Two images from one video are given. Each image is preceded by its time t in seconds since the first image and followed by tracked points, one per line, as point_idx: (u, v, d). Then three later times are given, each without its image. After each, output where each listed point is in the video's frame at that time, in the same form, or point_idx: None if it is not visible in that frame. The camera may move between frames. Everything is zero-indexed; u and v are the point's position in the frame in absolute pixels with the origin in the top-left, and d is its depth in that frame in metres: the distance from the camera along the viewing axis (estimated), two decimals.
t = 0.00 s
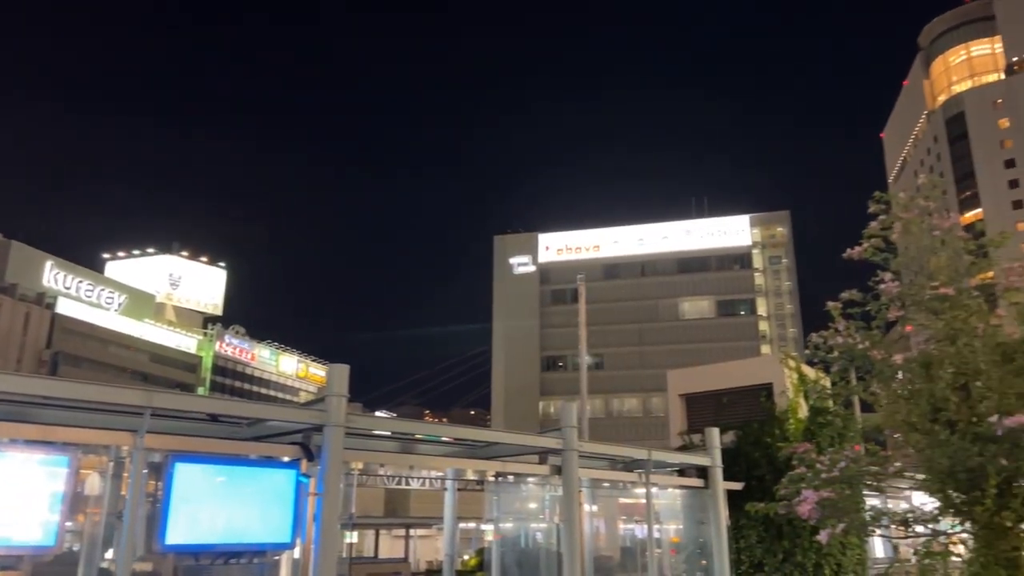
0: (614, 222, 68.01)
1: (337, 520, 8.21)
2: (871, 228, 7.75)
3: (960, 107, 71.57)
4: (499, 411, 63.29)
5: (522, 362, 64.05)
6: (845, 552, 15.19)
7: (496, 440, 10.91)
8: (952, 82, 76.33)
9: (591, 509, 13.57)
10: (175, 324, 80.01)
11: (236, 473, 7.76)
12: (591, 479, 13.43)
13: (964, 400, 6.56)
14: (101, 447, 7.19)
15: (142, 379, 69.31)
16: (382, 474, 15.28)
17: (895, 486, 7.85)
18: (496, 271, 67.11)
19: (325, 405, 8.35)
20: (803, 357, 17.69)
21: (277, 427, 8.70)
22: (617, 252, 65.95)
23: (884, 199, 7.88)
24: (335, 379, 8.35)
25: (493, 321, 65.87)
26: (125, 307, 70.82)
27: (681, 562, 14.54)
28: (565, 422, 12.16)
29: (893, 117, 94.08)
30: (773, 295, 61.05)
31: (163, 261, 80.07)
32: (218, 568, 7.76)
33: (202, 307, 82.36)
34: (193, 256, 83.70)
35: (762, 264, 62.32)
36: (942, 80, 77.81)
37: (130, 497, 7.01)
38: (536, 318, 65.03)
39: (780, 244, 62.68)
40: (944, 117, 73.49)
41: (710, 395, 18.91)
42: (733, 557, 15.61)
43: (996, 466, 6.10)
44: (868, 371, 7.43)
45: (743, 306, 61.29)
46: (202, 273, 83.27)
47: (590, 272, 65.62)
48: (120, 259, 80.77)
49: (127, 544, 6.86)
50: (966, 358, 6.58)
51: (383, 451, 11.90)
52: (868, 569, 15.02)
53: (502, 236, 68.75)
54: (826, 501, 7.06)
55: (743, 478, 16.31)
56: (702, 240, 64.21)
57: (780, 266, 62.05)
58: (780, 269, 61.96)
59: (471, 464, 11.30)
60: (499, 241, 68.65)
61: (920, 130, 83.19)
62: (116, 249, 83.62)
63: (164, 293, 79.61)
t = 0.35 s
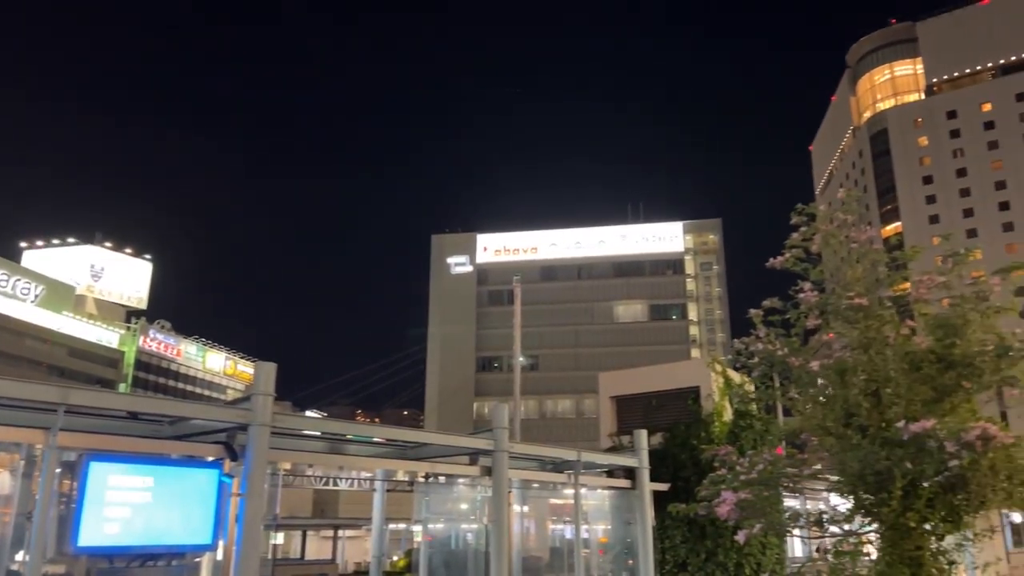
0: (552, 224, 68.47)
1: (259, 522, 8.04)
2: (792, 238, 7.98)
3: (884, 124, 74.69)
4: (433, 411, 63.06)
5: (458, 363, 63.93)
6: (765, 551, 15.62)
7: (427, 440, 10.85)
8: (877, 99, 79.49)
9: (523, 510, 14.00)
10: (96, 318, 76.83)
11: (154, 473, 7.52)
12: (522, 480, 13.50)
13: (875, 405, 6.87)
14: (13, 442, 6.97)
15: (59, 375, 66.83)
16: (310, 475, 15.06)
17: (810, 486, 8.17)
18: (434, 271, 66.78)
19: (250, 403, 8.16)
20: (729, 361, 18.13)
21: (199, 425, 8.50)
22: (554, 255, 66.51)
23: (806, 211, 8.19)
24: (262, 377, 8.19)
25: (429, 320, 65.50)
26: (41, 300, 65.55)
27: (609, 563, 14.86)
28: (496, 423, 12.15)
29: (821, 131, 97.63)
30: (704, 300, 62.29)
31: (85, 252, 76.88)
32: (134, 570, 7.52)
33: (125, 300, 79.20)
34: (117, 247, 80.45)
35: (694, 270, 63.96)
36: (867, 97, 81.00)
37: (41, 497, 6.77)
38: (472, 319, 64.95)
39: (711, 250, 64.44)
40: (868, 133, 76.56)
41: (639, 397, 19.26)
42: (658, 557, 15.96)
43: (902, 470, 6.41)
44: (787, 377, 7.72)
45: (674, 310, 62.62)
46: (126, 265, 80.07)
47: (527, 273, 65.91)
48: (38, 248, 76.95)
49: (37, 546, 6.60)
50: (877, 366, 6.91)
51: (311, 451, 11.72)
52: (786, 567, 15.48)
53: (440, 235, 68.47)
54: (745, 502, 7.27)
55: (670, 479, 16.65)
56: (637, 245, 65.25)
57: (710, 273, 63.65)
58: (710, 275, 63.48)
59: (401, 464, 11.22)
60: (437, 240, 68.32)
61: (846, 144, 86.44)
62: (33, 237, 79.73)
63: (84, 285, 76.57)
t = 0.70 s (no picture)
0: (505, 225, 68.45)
1: (195, 523, 7.86)
2: (733, 246, 8.19)
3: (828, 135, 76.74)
4: (380, 411, 62.57)
5: (406, 362, 63.49)
6: (704, 551, 15.90)
7: (370, 441, 10.75)
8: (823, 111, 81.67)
9: (472, 510, 14.70)
10: (29, 312, 73.91)
11: (87, 473, 7.29)
12: (467, 480, 13.41)
13: (808, 409, 7.06)
14: None
15: None
16: (252, 475, 14.80)
17: (747, 488, 8.35)
18: (384, 269, 66.12)
19: (188, 402, 7.98)
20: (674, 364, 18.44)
21: (133, 424, 8.30)
22: (505, 256, 66.55)
23: (747, 219, 8.37)
24: (201, 375, 8.02)
25: (378, 319, 64.87)
26: None
27: (550, 562, 15.40)
28: (442, 423, 12.09)
29: (768, 140, 99.96)
30: (652, 304, 63.72)
31: (20, 243, 73.19)
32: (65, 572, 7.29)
33: (62, 294, 75.95)
34: (53, 239, 77.39)
35: (643, 274, 65.02)
36: (813, 108, 83.12)
37: None
38: (422, 318, 64.59)
39: (660, 254, 65.85)
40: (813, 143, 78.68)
41: (585, 399, 19.43)
42: (600, 556, 16.11)
43: (832, 472, 6.60)
44: (725, 381, 7.87)
45: (624, 313, 63.20)
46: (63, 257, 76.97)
47: (477, 273, 65.81)
48: None
49: None
50: (811, 371, 7.10)
51: (252, 451, 11.52)
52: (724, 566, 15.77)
53: (391, 233, 67.80)
54: (681, 502, 7.44)
55: (613, 480, 16.88)
56: (588, 247, 65.71)
57: (659, 276, 64.80)
58: (659, 278, 64.64)
59: (345, 465, 11.11)
60: (387, 238, 67.65)
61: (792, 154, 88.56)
62: None
63: (19, 277, 72.89)
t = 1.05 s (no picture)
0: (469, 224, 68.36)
1: (144, 522, 7.72)
2: (688, 249, 8.29)
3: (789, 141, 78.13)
4: (340, 410, 61.96)
5: (368, 361, 63.00)
6: (660, 551, 16.04)
7: (327, 441, 10.65)
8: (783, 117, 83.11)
9: (430, 510, 14.74)
10: None
11: (32, 471, 7.11)
12: (424, 480, 13.35)
13: (757, 411, 7.18)
14: None
15: None
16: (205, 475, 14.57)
17: (697, 488, 8.45)
18: (346, 267, 65.52)
19: (138, 399, 7.85)
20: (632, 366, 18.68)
21: (81, 422, 8.13)
22: (469, 255, 66.50)
23: (700, 224, 8.50)
24: (152, 372, 7.89)
25: (340, 317, 64.20)
26: None
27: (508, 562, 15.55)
28: (399, 424, 12.03)
29: (729, 146, 101.50)
30: (614, 305, 64.58)
31: None
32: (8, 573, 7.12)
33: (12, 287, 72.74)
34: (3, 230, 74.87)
35: (606, 275, 65.45)
36: (774, 114, 84.52)
37: None
38: (384, 317, 64.24)
39: (623, 256, 66.48)
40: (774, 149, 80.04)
41: (544, 399, 19.53)
42: (557, 556, 16.18)
43: (779, 473, 6.73)
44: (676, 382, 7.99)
45: (587, 313, 63.56)
46: (14, 250, 74.35)
47: (440, 272, 65.66)
48: None
49: None
50: (760, 374, 7.24)
51: (205, 450, 11.33)
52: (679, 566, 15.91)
53: (353, 231, 67.24)
54: (632, 503, 7.50)
55: (571, 481, 16.97)
56: (551, 248, 66.06)
57: (622, 278, 65.70)
58: (622, 281, 65.51)
59: (301, 465, 11.00)
60: (350, 235, 67.10)
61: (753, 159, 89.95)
62: None
63: None
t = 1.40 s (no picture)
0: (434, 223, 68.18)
1: (92, 524, 7.56)
2: (644, 253, 8.40)
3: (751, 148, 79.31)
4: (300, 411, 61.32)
5: (328, 361, 62.46)
6: (617, 551, 16.10)
7: (284, 441, 10.55)
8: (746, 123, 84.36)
9: (389, 511, 14.72)
10: None
11: None
12: (382, 480, 13.27)
13: (708, 414, 7.30)
14: None
15: None
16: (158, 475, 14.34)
17: (651, 489, 8.53)
18: (308, 265, 64.93)
19: (87, 398, 7.70)
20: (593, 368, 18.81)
21: (27, 421, 7.96)
22: (434, 255, 66.24)
23: (657, 229, 8.62)
24: (102, 370, 7.76)
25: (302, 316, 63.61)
26: None
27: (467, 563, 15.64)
28: (357, 424, 11.96)
29: (694, 151, 102.77)
30: (579, 306, 64.39)
31: None
32: None
33: None
34: None
35: (571, 276, 65.80)
36: (737, 121, 85.79)
37: None
38: (346, 316, 63.71)
39: (587, 258, 66.51)
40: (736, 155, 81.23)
41: (505, 400, 19.58)
42: (515, 557, 16.23)
43: (728, 474, 6.87)
44: (631, 384, 8.09)
45: (551, 315, 63.79)
46: None
47: (404, 271, 65.40)
48: None
49: None
50: (712, 377, 7.37)
51: (158, 450, 11.14)
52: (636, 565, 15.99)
53: (317, 228, 66.63)
54: (584, 503, 7.58)
55: (531, 481, 16.99)
56: (517, 249, 66.25)
57: (586, 279, 65.61)
58: (586, 282, 65.50)
59: (256, 465, 10.88)
60: (313, 232, 66.50)
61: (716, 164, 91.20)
62: None
63: None
